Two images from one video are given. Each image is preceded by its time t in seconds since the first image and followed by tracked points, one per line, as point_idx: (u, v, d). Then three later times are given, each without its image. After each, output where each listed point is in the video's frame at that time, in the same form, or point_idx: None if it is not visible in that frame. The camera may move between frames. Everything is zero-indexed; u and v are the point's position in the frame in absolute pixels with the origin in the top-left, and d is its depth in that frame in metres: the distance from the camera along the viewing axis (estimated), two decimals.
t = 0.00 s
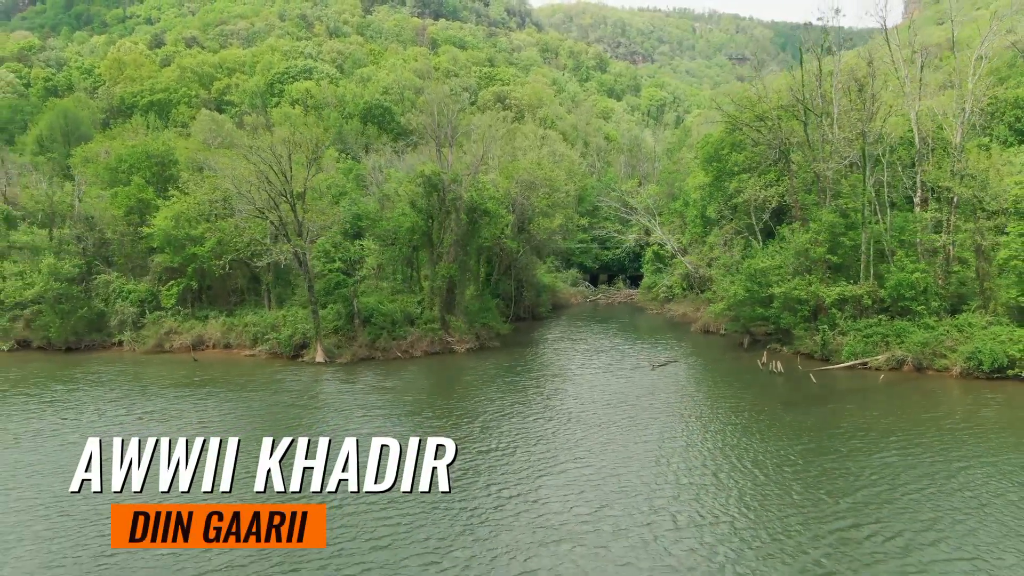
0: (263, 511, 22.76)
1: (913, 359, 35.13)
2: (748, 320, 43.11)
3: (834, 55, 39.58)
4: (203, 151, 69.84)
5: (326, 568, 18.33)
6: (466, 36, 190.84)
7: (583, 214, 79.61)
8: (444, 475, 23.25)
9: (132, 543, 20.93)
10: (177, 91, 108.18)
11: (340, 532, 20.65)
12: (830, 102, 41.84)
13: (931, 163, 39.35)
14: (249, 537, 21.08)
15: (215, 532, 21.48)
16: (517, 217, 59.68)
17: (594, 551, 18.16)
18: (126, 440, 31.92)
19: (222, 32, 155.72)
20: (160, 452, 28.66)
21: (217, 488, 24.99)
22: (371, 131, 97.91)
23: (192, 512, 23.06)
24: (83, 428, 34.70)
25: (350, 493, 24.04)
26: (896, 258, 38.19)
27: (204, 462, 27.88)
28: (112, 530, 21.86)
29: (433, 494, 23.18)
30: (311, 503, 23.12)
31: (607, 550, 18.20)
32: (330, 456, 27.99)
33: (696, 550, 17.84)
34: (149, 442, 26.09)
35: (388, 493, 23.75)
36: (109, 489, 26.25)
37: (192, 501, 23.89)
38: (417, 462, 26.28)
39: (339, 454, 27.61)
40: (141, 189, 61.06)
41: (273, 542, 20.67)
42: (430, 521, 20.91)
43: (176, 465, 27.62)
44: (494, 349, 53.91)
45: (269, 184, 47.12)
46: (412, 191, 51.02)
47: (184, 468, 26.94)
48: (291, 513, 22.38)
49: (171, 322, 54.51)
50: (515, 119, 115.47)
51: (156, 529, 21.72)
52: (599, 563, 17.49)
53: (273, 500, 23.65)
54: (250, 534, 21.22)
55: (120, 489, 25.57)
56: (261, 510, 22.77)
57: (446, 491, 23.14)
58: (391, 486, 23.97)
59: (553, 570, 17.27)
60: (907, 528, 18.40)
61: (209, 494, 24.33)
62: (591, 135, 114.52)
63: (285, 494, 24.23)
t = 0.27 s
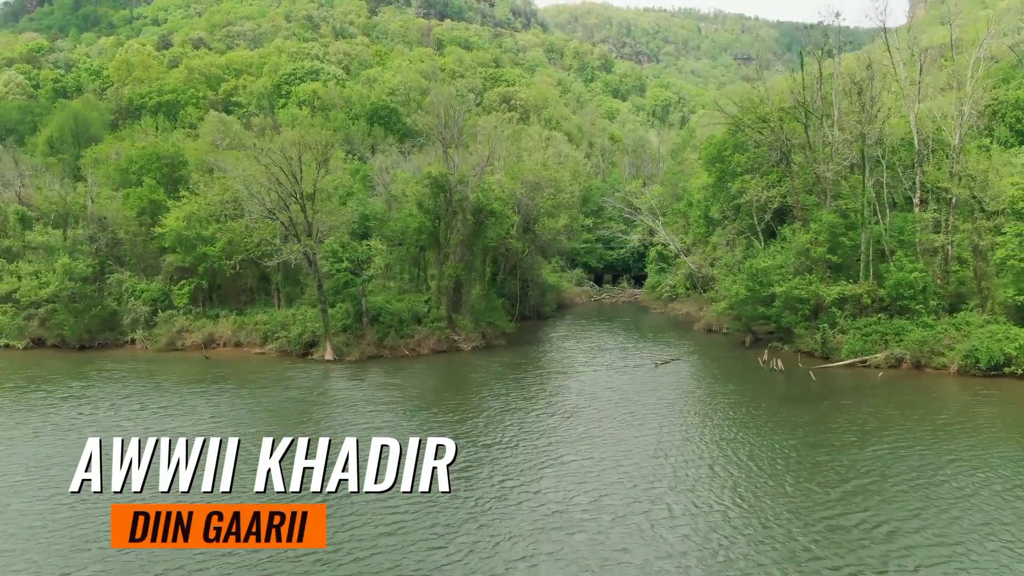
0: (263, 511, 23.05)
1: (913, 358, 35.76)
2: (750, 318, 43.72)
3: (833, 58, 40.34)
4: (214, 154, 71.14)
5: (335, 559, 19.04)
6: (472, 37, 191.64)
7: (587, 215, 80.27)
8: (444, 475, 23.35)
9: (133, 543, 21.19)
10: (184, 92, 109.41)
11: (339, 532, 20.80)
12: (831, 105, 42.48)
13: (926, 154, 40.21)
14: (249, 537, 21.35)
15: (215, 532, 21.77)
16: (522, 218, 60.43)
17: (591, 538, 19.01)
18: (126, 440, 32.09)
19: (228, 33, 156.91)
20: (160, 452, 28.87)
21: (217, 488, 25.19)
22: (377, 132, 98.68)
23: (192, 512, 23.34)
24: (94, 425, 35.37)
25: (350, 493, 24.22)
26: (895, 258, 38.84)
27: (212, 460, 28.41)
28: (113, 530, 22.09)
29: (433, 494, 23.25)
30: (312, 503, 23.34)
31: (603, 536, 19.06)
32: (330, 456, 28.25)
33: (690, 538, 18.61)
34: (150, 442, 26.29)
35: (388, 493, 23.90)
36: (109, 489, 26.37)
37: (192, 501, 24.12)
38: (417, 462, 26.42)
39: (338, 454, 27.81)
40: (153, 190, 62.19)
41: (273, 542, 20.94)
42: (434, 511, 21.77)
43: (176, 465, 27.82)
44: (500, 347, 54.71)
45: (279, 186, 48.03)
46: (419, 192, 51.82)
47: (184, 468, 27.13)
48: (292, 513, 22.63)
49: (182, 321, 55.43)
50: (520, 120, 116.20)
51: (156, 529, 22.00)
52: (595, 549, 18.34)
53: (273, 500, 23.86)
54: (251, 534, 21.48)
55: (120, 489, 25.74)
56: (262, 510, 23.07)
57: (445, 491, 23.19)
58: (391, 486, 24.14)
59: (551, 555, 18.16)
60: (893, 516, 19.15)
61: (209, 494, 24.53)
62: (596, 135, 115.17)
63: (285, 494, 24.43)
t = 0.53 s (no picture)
0: (263, 511, 23.11)
1: (912, 356, 36.17)
2: (752, 318, 44.11)
3: (834, 60, 40.90)
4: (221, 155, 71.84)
5: (341, 553, 19.52)
6: (476, 37, 192.18)
7: (590, 215, 80.72)
8: (444, 475, 23.38)
9: (132, 543, 21.28)
10: (189, 93, 110.31)
11: (339, 532, 20.91)
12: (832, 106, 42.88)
13: (923, 157, 40.93)
14: (249, 537, 21.44)
15: (215, 532, 21.83)
16: (526, 218, 60.93)
17: (590, 529, 19.67)
18: (126, 440, 32.17)
19: (233, 34, 157.74)
20: (160, 452, 28.97)
21: (217, 488, 25.25)
22: (381, 132, 99.20)
23: (192, 512, 23.39)
24: (101, 423, 35.80)
25: (349, 493, 24.32)
26: (895, 258, 39.23)
27: (219, 457, 28.80)
28: (112, 530, 22.15)
29: (433, 494, 23.39)
30: (312, 503, 23.40)
31: (602, 528, 19.72)
32: (330, 456, 28.29)
33: (687, 530, 19.20)
34: (149, 442, 26.38)
35: (389, 493, 24.02)
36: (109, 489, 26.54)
37: (192, 501, 24.18)
38: (417, 462, 26.49)
39: (338, 454, 27.87)
40: (162, 191, 63.22)
41: (273, 542, 21.00)
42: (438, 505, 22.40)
43: (176, 465, 27.90)
44: (504, 346, 55.26)
45: (287, 186, 48.68)
46: (424, 193, 52.42)
47: (184, 468, 27.19)
48: (292, 513, 22.72)
49: (190, 320, 56.09)
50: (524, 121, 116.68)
51: (156, 529, 22.07)
52: (594, 541, 18.99)
53: (273, 500, 23.94)
54: (251, 534, 21.56)
55: (119, 489, 25.84)
56: (262, 510, 23.13)
57: (445, 491, 23.34)
58: (391, 486, 24.25)
59: (551, 546, 18.84)
60: (885, 509, 19.70)
61: (208, 494, 24.58)
62: (599, 136, 115.59)
63: (285, 494, 24.53)
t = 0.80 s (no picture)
0: (263, 511, 23.39)
1: (911, 354, 36.86)
2: (754, 317, 44.74)
3: (834, 62, 41.68)
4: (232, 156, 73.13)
5: (353, 542, 20.43)
6: (481, 38, 192.98)
7: (595, 215, 81.41)
8: (444, 475, 23.66)
9: (132, 543, 21.62)
10: (198, 94, 111.68)
11: (339, 532, 21.25)
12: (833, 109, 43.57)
13: (921, 152, 41.44)
14: (249, 537, 21.76)
15: (216, 532, 22.16)
16: (532, 218, 61.71)
17: (589, 517, 20.65)
18: (126, 440, 32.33)
19: (240, 36, 159.05)
20: (161, 452, 29.19)
21: (217, 488, 25.47)
22: (388, 133, 100.07)
23: (192, 512, 23.66)
24: (113, 420, 36.56)
25: (350, 493, 24.64)
26: (895, 258, 39.88)
27: (230, 452, 29.60)
28: (112, 529, 22.51)
29: (433, 494, 23.66)
30: (312, 503, 23.70)
31: (602, 516, 20.69)
32: (330, 456, 28.53)
33: (682, 518, 20.13)
34: (149, 443, 26.58)
35: (389, 493, 24.30)
36: (108, 489, 26.74)
37: (192, 501, 24.48)
38: (417, 462, 26.72)
39: (338, 454, 28.12)
40: (173, 193, 64.51)
41: (273, 542, 21.34)
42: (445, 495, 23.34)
43: (176, 465, 28.14)
44: (510, 345, 56.10)
45: (297, 188, 49.67)
46: (432, 194, 53.30)
47: (184, 468, 27.43)
48: (292, 513, 23.03)
49: (202, 319, 57.11)
50: (529, 122, 117.44)
51: (156, 529, 22.41)
52: (593, 528, 19.97)
53: (273, 500, 24.23)
54: (251, 534, 21.89)
55: (120, 489, 26.08)
56: (261, 510, 23.40)
57: (445, 491, 23.62)
58: (391, 486, 24.53)
59: (553, 532, 19.83)
60: (873, 500, 20.57)
61: (209, 494, 24.84)
62: (604, 137, 116.30)
63: (285, 494, 24.82)
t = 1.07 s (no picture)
0: (263, 511, 23.46)
1: (911, 353, 37.33)
2: (756, 316, 45.14)
3: (835, 64, 42.31)
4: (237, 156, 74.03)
5: (360, 533, 21.08)
6: (485, 39, 193.56)
7: (599, 215, 81.82)
8: (444, 475, 23.76)
9: (132, 543, 21.59)
10: (203, 95, 112.63)
11: (339, 532, 21.28)
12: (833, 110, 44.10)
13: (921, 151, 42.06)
14: (249, 537, 21.78)
15: (215, 532, 22.18)
16: (536, 219, 62.19)
17: (588, 508, 21.28)
18: (126, 440, 32.34)
19: (245, 37, 159.96)
20: (161, 452, 29.20)
21: (218, 488, 25.52)
22: (392, 134, 100.65)
23: (192, 512, 23.72)
24: (120, 418, 37.02)
25: (350, 493, 24.73)
26: (895, 258, 40.31)
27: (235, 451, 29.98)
28: (112, 529, 22.47)
29: (433, 494, 23.72)
30: (312, 503, 23.74)
31: (600, 507, 21.33)
32: (330, 456, 28.65)
33: (680, 511, 20.72)
34: (150, 443, 26.56)
35: (389, 493, 24.34)
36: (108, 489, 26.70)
37: (192, 501, 24.52)
38: (417, 461, 26.76)
39: (338, 454, 28.21)
40: (181, 193, 65.51)
41: (273, 542, 21.36)
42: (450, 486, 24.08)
43: (176, 465, 28.16)
44: (514, 344, 56.65)
45: (305, 188, 50.37)
46: (437, 194, 53.89)
47: (185, 468, 27.45)
48: (292, 513, 23.06)
49: (210, 318, 57.81)
50: (533, 122, 117.92)
51: (156, 529, 22.40)
52: (592, 519, 20.57)
53: (273, 500, 24.28)
54: (251, 534, 21.90)
55: (120, 489, 26.04)
56: (261, 510, 23.47)
57: (445, 491, 23.67)
58: (392, 486, 24.57)
59: (552, 523, 20.50)
60: (867, 493, 21.09)
61: (210, 494, 24.88)
62: (608, 137, 116.72)
63: (285, 494, 24.88)
